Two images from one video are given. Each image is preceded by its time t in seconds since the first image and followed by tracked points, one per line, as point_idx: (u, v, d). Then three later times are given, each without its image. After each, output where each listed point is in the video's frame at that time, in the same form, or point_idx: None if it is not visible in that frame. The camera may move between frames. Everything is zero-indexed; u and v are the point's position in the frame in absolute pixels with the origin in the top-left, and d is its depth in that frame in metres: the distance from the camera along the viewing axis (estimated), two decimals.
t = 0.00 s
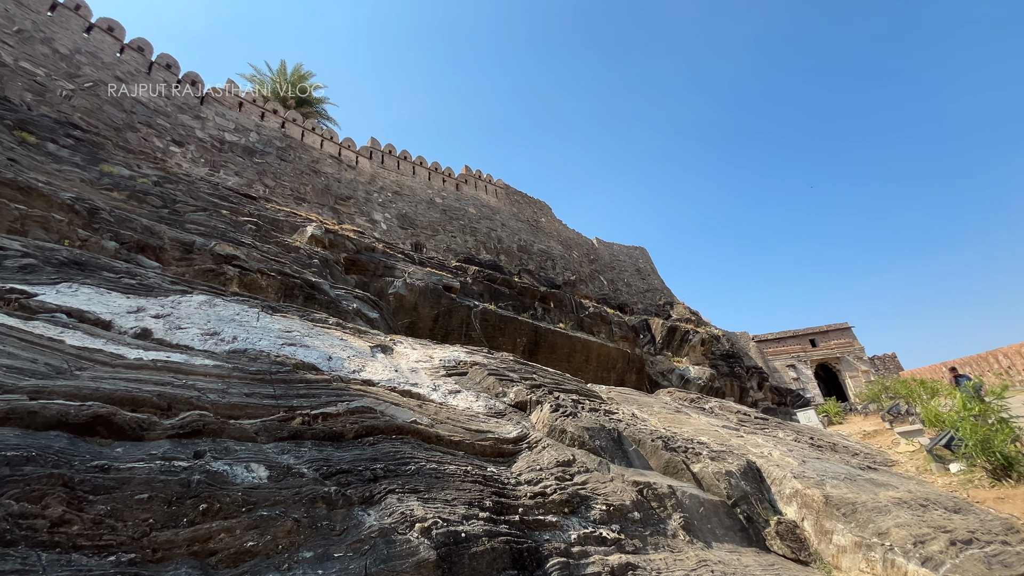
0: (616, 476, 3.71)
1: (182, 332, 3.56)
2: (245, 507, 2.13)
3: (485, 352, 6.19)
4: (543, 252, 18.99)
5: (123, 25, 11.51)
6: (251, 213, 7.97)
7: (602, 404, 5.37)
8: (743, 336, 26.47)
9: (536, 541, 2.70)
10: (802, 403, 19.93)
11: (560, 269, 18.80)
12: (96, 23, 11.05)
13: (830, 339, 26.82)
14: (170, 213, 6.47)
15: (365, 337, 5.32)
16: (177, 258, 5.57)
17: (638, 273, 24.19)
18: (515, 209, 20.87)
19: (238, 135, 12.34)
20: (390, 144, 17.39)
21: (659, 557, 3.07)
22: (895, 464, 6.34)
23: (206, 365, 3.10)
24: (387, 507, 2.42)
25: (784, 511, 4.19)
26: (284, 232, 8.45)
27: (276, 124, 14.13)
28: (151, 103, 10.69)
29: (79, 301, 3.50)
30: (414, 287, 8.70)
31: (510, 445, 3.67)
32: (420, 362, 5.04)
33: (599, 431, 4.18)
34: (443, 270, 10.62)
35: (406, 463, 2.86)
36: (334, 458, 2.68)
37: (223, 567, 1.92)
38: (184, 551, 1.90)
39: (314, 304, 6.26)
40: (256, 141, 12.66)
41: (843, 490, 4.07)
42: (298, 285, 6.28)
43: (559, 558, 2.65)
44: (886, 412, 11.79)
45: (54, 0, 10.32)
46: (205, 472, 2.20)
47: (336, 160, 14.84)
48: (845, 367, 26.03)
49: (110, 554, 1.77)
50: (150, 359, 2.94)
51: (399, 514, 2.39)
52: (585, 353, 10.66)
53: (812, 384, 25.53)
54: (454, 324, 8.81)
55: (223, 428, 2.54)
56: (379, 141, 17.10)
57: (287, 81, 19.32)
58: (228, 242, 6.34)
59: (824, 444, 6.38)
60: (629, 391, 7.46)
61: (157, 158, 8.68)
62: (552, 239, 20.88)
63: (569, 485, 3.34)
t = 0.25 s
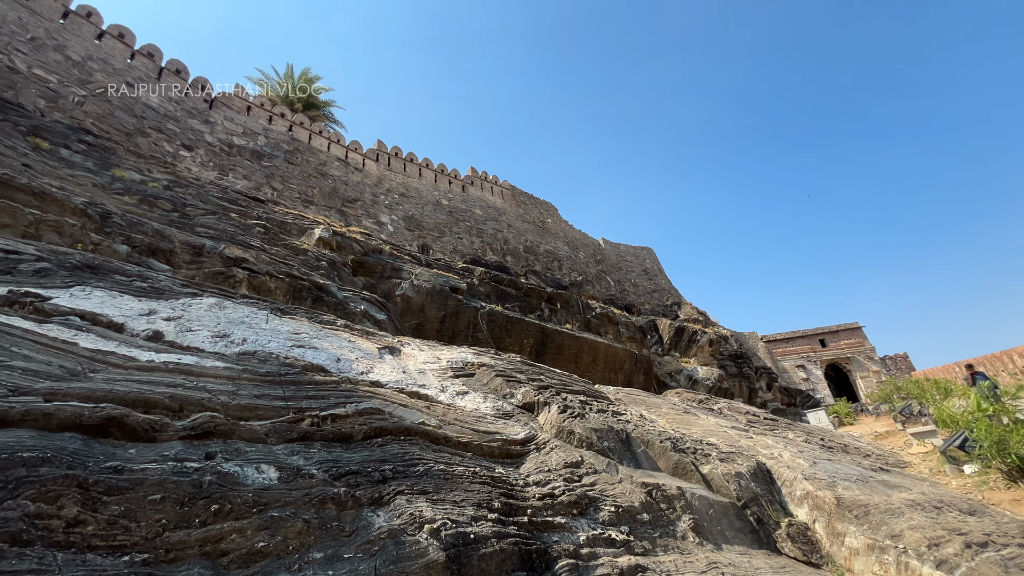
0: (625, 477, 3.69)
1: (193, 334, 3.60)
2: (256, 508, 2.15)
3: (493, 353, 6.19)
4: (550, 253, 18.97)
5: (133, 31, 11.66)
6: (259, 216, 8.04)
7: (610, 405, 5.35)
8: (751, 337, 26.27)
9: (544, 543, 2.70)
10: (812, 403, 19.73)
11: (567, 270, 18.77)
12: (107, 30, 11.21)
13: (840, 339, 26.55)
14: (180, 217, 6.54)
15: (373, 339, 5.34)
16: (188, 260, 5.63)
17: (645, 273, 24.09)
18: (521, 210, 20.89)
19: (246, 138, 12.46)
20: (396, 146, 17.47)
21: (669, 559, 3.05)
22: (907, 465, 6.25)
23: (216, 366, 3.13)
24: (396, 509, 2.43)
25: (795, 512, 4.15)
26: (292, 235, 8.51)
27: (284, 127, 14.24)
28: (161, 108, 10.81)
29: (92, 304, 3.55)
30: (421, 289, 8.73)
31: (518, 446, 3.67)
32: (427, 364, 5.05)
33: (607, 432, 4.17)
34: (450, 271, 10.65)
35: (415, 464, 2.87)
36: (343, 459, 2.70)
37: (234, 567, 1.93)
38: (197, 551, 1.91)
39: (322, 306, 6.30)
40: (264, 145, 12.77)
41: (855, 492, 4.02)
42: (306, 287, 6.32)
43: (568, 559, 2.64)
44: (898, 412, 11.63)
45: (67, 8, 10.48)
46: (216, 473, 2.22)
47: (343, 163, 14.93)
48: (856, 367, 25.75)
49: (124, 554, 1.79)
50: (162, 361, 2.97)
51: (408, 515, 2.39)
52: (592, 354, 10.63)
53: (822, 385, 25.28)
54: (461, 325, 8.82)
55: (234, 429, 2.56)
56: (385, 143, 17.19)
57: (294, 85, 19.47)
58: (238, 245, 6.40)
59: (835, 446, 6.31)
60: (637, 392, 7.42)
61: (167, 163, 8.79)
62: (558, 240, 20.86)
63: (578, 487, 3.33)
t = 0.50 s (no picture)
0: (633, 478, 3.68)
1: (203, 337, 3.63)
2: (267, 509, 2.16)
3: (500, 354, 6.20)
4: (556, 254, 18.95)
5: (143, 37, 11.80)
6: (267, 219, 8.10)
7: (617, 406, 5.33)
8: (760, 337, 26.08)
9: (553, 544, 2.69)
10: (821, 404, 19.55)
11: (573, 270, 18.74)
12: (117, 36, 11.35)
13: (850, 339, 26.29)
14: (190, 220, 6.61)
15: (380, 340, 5.36)
16: (197, 263, 5.69)
17: (651, 273, 24.00)
18: (527, 211, 20.89)
19: (254, 142, 12.56)
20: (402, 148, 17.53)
21: (678, 560, 3.04)
22: (920, 466, 6.17)
23: (226, 368, 3.16)
24: (405, 510, 2.44)
25: (805, 514, 4.11)
26: (299, 237, 8.56)
27: (291, 130, 14.34)
28: (170, 112, 10.93)
29: (104, 306, 3.59)
30: (428, 290, 8.75)
31: (526, 448, 3.67)
32: (435, 365, 5.06)
33: (615, 433, 4.15)
34: (456, 273, 10.66)
35: (423, 465, 2.87)
36: (352, 459, 2.71)
37: (245, 568, 1.94)
38: (209, 552, 1.93)
39: (329, 308, 6.33)
40: (272, 148, 12.87)
41: (867, 494, 3.98)
42: (314, 289, 6.36)
43: (577, 561, 2.63)
44: (909, 413, 11.49)
45: (78, 15, 10.63)
46: (227, 474, 2.24)
47: (350, 165, 15.01)
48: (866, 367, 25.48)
49: (138, 554, 1.81)
50: (173, 363, 3.00)
51: (417, 516, 2.40)
52: (599, 354, 10.60)
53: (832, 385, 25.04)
54: (468, 326, 8.84)
55: (244, 430, 2.58)
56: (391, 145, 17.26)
57: (301, 88, 19.61)
58: (246, 247, 6.44)
59: (846, 446, 6.25)
60: (644, 393, 7.40)
61: (177, 167, 8.87)
62: (564, 240, 20.84)
63: (586, 488, 3.32)
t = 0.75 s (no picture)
0: (642, 479, 3.66)
1: (212, 338, 3.66)
2: (277, 509, 2.17)
3: (506, 354, 6.20)
4: (562, 254, 18.93)
5: (152, 42, 11.93)
6: (275, 221, 8.16)
7: (625, 407, 5.31)
8: (768, 337, 25.90)
9: (562, 545, 2.69)
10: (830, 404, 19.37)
11: (579, 271, 18.71)
12: (127, 41, 11.48)
13: (859, 338, 26.05)
14: (199, 223, 6.67)
15: (387, 341, 5.37)
16: (206, 266, 5.74)
17: (658, 273, 23.91)
18: (532, 212, 20.88)
19: (261, 145, 12.65)
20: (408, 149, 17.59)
21: (687, 561, 3.02)
22: (932, 467, 6.10)
23: (236, 370, 3.18)
24: (414, 510, 2.44)
25: (816, 515, 4.07)
26: (306, 239, 8.61)
27: (298, 133, 14.43)
28: (179, 116, 11.04)
29: (116, 308, 3.63)
30: (434, 291, 8.77)
31: (534, 448, 3.66)
32: (442, 366, 5.07)
33: (623, 433, 4.14)
34: (463, 274, 10.68)
35: (431, 466, 2.88)
36: (361, 460, 2.72)
37: (256, 568, 1.96)
38: (220, 551, 1.94)
39: (337, 309, 6.37)
40: (279, 151, 12.95)
41: (878, 495, 3.94)
42: (321, 291, 6.39)
43: (586, 562, 2.62)
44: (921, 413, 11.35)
45: (89, 21, 10.77)
46: (238, 475, 2.26)
47: (356, 167, 15.08)
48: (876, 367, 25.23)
49: (151, 554, 1.82)
50: (183, 365, 3.02)
51: (426, 516, 2.40)
52: (606, 355, 10.57)
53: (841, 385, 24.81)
54: (474, 327, 8.85)
55: (254, 431, 2.60)
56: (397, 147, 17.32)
57: (307, 91, 19.73)
58: (254, 250, 6.50)
59: (856, 447, 6.19)
60: (651, 393, 7.36)
61: (186, 170, 8.96)
62: (570, 241, 20.81)
63: (594, 489, 3.31)
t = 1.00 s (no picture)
0: (649, 479, 3.65)
1: (221, 340, 3.69)
2: (286, 510, 2.19)
3: (512, 355, 6.20)
4: (567, 254, 18.91)
5: (160, 47, 12.05)
6: (282, 223, 8.21)
7: (632, 407, 5.29)
8: (775, 336, 25.73)
9: (570, 546, 2.68)
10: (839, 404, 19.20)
11: (585, 271, 18.68)
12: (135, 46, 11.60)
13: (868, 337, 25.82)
14: (207, 226, 6.72)
15: (394, 342, 5.39)
16: (215, 268, 5.78)
17: (664, 273, 23.83)
18: (537, 212, 20.87)
19: (268, 148, 12.74)
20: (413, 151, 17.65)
21: (696, 563, 3.01)
22: (944, 468, 6.02)
23: (244, 371, 3.21)
24: (422, 511, 2.45)
25: (826, 516, 4.04)
26: (313, 241, 8.66)
27: (304, 135, 14.52)
28: (187, 120, 11.14)
29: (126, 311, 3.67)
30: (440, 292, 8.79)
31: (541, 449, 3.66)
32: (448, 366, 5.08)
33: (630, 434, 4.13)
34: (468, 274, 10.70)
35: (439, 466, 2.88)
36: (369, 461, 2.72)
37: (266, 568, 1.97)
38: (231, 552, 1.95)
39: (343, 310, 6.40)
40: (286, 153, 13.04)
41: (889, 495, 3.90)
42: (328, 293, 6.43)
43: (594, 563, 2.61)
44: (931, 413, 11.22)
45: (98, 27, 10.90)
46: (248, 475, 2.27)
47: (362, 169, 15.15)
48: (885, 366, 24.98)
49: (162, 554, 1.84)
50: (193, 366, 3.05)
51: (434, 517, 2.41)
52: (612, 355, 10.55)
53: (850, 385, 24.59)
54: (480, 328, 8.86)
55: (263, 432, 2.62)
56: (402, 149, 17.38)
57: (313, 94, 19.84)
58: (262, 252, 6.55)
59: (866, 447, 6.13)
60: (658, 393, 7.34)
61: (194, 173, 9.04)
62: (575, 241, 20.79)
63: (602, 489, 3.30)
